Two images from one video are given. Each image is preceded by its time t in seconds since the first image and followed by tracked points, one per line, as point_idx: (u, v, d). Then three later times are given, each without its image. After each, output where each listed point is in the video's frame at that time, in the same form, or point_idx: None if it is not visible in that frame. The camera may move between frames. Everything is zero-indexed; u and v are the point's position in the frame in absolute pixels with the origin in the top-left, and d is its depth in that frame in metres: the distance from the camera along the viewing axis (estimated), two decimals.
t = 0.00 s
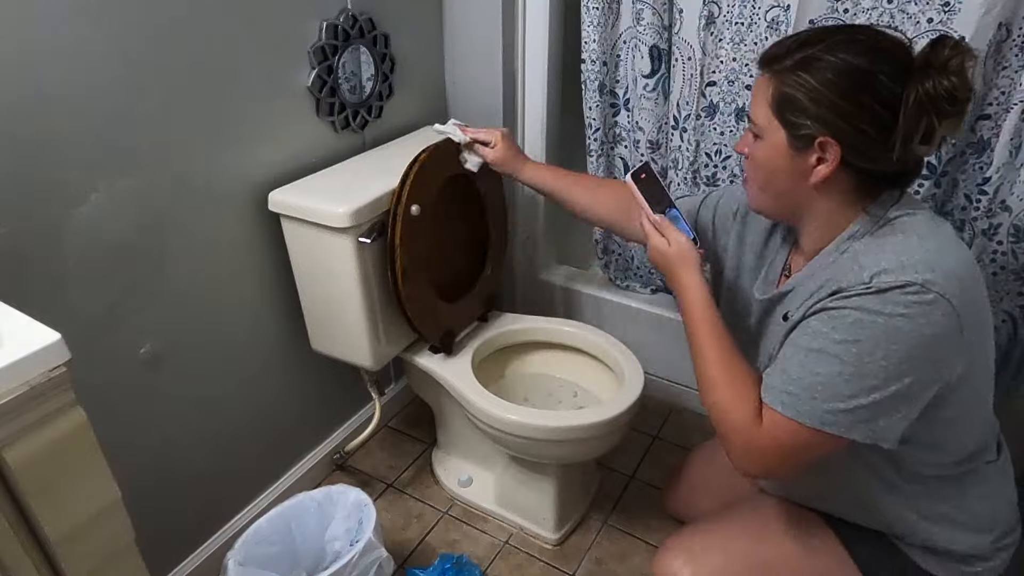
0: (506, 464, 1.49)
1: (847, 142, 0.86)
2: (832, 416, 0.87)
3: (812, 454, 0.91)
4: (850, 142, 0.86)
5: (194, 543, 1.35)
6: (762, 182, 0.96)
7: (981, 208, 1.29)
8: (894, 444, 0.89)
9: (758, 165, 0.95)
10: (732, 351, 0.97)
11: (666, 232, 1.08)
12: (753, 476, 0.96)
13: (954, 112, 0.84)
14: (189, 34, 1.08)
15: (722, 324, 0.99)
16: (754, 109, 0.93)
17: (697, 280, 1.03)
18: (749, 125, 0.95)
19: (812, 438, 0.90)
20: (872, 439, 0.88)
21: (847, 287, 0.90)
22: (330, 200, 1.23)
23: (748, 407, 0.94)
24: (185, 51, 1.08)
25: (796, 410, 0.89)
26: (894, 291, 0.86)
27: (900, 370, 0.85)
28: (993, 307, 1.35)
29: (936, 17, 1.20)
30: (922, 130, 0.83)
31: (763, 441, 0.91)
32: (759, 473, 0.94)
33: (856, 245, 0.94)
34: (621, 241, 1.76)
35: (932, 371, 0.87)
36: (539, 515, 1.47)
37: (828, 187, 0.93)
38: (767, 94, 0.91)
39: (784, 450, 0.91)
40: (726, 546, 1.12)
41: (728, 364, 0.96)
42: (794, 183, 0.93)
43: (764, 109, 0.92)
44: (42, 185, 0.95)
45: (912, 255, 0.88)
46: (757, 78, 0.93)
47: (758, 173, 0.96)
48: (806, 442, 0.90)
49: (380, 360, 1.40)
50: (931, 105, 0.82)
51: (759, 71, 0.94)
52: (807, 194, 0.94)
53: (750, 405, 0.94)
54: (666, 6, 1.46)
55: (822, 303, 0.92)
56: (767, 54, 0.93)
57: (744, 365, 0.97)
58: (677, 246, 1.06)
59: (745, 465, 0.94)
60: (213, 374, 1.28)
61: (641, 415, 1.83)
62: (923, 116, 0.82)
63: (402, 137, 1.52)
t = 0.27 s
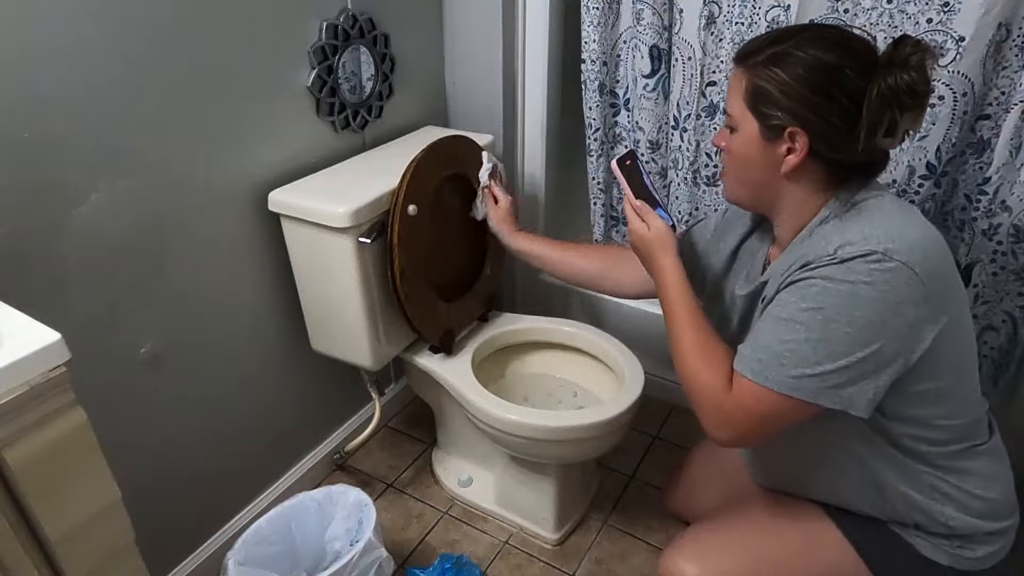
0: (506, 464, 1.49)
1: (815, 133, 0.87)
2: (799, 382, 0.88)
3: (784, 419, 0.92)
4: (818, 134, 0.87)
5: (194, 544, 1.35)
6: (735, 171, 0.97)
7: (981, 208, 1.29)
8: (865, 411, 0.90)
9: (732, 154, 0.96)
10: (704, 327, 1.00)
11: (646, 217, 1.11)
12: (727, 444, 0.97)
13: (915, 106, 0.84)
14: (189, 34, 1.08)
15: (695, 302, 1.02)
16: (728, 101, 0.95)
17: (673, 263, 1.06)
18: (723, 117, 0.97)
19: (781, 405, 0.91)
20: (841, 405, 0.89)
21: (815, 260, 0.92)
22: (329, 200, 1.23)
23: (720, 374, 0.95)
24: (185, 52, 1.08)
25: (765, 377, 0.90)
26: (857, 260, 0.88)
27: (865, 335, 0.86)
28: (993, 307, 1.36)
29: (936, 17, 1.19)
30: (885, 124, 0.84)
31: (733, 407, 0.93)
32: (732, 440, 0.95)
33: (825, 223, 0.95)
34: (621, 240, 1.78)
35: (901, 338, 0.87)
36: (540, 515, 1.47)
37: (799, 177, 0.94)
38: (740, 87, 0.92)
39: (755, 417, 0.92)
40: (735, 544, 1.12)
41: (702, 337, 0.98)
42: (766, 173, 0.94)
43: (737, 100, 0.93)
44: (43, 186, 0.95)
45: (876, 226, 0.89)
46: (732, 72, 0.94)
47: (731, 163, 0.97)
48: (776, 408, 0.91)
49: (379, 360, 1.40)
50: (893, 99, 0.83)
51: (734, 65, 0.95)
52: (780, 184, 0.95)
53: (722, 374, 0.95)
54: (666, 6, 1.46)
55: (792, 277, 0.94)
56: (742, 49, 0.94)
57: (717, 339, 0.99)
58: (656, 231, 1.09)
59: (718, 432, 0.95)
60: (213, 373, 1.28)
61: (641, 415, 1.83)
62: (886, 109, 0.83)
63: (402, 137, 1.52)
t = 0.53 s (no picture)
0: (506, 464, 1.49)
1: (840, 140, 0.87)
2: (810, 384, 0.89)
3: (788, 423, 0.93)
4: (844, 142, 0.87)
5: (194, 544, 1.35)
6: (753, 172, 0.97)
7: (981, 209, 1.29)
8: (874, 416, 0.90)
9: (751, 154, 0.95)
10: (711, 325, 1.00)
11: (654, 207, 1.10)
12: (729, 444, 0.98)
13: (941, 124, 0.86)
14: (189, 34, 1.08)
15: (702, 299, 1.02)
16: (753, 99, 0.94)
17: (680, 258, 1.06)
18: (744, 115, 0.96)
19: (788, 408, 0.91)
20: (851, 408, 0.90)
21: (831, 264, 0.93)
22: (329, 200, 1.23)
23: (727, 375, 0.95)
24: (185, 52, 1.08)
25: (776, 379, 0.90)
26: (875, 265, 0.88)
27: (879, 340, 0.87)
28: (993, 307, 1.36)
29: (936, 17, 1.19)
30: (909, 138, 0.85)
31: (739, 408, 0.93)
32: (736, 441, 0.96)
33: (838, 229, 0.96)
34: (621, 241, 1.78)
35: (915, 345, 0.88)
36: (539, 515, 1.47)
37: (816, 182, 0.94)
38: (769, 87, 0.92)
39: (761, 420, 0.93)
40: (751, 539, 1.11)
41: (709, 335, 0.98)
42: (784, 176, 0.94)
43: (764, 99, 0.92)
44: (42, 186, 0.95)
45: (894, 233, 0.90)
46: (760, 71, 0.94)
47: (749, 163, 0.96)
48: (784, 411, 0.91)
49: (380, 360, 1.40)
50: (922, 113, 0.84)
51: (762, 64, 0.95)
52: (795, 188, 0.96)
53: (730, 374, 0.95)
54: (666, 6, 1.46)
55: (807, 280, 0.94)
56: (772, 49, 0.93)
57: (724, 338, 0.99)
58: (665, 223, 1.08)
59: (722, 432, 0.96)
60: (213, 373, 1.28)
61: (641, 415, 1.83)
62: (913, 123, 0.85)
63: (402, 137, 1.52)
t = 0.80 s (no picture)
0: (507, 464, 1.49)
1: (849, 162, 0.88)
2: (834, 406, 0.90)
3: (810, 442, 0.94)
4: (853, 164, 0.88)
5: (194, 544, 1.35)
6: (756, 196, 0.97)
7: (981, 208, 1.29)
8: (896, 429, 0.92)
9: (754, 179, 0.95)
10: (725, 346, 1.00)
11: (653, 230, 1.10)
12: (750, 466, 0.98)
13: (943, 133, 0.87)
14: (189, 34, 1.08)
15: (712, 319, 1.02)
16: (751, 122, 0.93)
17: (684, 278, 1.05)
18: (743, 138, 0.96)
19: (812, 428, 0.92)
20: (875, 425, 0.91)
21: (843, 282, 0.92)
22: (329, 200, 1.23)
23: (746, 398, 0.95)
24: (185, 52, 1.08)
25: (800, 402, 0.91)
26: (890, 284, 0.88)
27: (899, 358, 0.88)
28: (993, 307, 1.36)
29: (936, 17, 1.19)
30: (913, 151, 0.87)
31: (763, 432, 0.94)
32: (759, 463, 0.96)
33: (845, 243, 0.96)
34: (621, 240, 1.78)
35: (931, 358, 0.89)
36: (539, 515, 1.47)
37: (823, 203, 0.95)
38: (768, 111, 0.91)
39: (784, 441, 0.93)
40: (768, 538, 1.12)
41: (722, 357, 0.98)
42: (790, 199, 0.94)
43: (763, 124, 0.92)
44: (42, 185, 0.95)
45: (906, 250, 0.90)
46: (756, 94, 0.93)
47: (752, 187, 0.96)
48: (809, 432, 0.92)
49: (380, 360, 1.40)
50: (926, 128, 0.85)
51: (756, 85, 0.94)
52: (803, 209, 0.96)
53: (750, 398, 0.96)
54: (666, 6, 1.46)
55: (821, 299, 0.94)
56: (767, 70, 0.93)
57: (738, 359, 1.00)
58: (666, 246, 1.08)
59: (742, 455, 0.96)
60: (213, 373, 1.28)
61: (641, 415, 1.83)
62: (917, 136, 0.86)
63: (402, 137, 1.52)
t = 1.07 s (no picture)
0: (507, 464, 1.48)
1: (820, 162, 0.88)
2: (828, 402, 0.90)
3: (809, 440, 0.94)
4: (824, 163, 0.88)
5: (194, 544, 1.35)
6: (737, 203, 0.97)
7: (981, 208, 1.29)
8: (892, 421, 0.91)
9: (732, 187, 0.96)
10: (719, 350, 1.01)
11: (640, 242, 1.12)
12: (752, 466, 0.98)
13: (914, 126, 0.87)
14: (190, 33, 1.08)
15: (705, 325, 1.03)
16: (723, 133, 0.94)
17: (676, 287, 1.07)
18: (719, 148, 0.97)
19: (809, 426, 0.92)
20: (870, 418, 0.91)
21: (831, 281, 0.92)
22: (329, 200, 1.23)
23: (743, 400, 0.96)
24: (185, 52, 1.08)
25: (795, 401, 0.91)
26: (876, 279, 0.88)
27: (888, 351, 0.87)
28: (993, 307, 1.36)
29: (936, 17, 1.19)
30: (886, 145, 0.86)
31: (761, 432, 0.94)
32: (760, 463, 0.96)
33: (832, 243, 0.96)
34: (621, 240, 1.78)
35: (921, 348, 0.89)
36: (539, 515, 1.47)
37: (804, 205, 0.95)
38: (737, 120, 0.92)
39: (783, 439, 0.93)
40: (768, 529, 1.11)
41: (718, 362, 0.99)
42: (770, 203, 0.95)
43: (734, 133, 0.93)
44: (43, 185, 0.95)
45: (889, 245, 0.90)
46: (725, 105, 0.94)
47: (732, 195, 0.97)
48: (806, 429, 0.92)
49: (380, 360, 1.40)
50: (893, 122, 0.85)
51: (725, 95, 0.96)
52: (785, 212, 0.96)
53: (747, 399, 0.96)
54: (665, 6, 1.46)
55: (810, 299, 0.94)
56: (734, 80, 0.94)
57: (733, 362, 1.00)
58: (654, 257, 1.10)
59: (744, 456, 0.97)
60: (213, 373, 1.28)
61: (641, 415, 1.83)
62: (887, 131, 0.85)
63: (402, 137, 1.52)
